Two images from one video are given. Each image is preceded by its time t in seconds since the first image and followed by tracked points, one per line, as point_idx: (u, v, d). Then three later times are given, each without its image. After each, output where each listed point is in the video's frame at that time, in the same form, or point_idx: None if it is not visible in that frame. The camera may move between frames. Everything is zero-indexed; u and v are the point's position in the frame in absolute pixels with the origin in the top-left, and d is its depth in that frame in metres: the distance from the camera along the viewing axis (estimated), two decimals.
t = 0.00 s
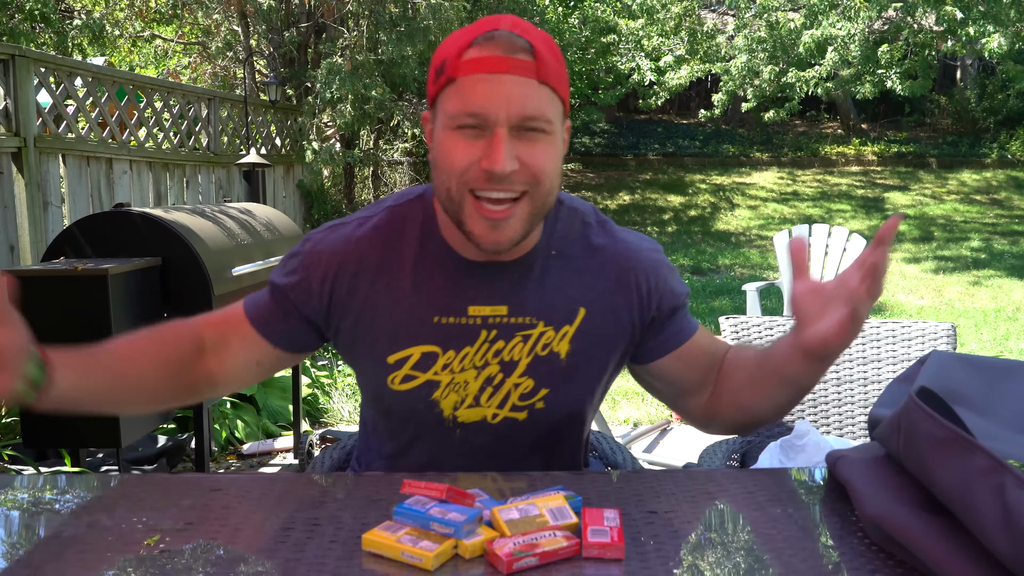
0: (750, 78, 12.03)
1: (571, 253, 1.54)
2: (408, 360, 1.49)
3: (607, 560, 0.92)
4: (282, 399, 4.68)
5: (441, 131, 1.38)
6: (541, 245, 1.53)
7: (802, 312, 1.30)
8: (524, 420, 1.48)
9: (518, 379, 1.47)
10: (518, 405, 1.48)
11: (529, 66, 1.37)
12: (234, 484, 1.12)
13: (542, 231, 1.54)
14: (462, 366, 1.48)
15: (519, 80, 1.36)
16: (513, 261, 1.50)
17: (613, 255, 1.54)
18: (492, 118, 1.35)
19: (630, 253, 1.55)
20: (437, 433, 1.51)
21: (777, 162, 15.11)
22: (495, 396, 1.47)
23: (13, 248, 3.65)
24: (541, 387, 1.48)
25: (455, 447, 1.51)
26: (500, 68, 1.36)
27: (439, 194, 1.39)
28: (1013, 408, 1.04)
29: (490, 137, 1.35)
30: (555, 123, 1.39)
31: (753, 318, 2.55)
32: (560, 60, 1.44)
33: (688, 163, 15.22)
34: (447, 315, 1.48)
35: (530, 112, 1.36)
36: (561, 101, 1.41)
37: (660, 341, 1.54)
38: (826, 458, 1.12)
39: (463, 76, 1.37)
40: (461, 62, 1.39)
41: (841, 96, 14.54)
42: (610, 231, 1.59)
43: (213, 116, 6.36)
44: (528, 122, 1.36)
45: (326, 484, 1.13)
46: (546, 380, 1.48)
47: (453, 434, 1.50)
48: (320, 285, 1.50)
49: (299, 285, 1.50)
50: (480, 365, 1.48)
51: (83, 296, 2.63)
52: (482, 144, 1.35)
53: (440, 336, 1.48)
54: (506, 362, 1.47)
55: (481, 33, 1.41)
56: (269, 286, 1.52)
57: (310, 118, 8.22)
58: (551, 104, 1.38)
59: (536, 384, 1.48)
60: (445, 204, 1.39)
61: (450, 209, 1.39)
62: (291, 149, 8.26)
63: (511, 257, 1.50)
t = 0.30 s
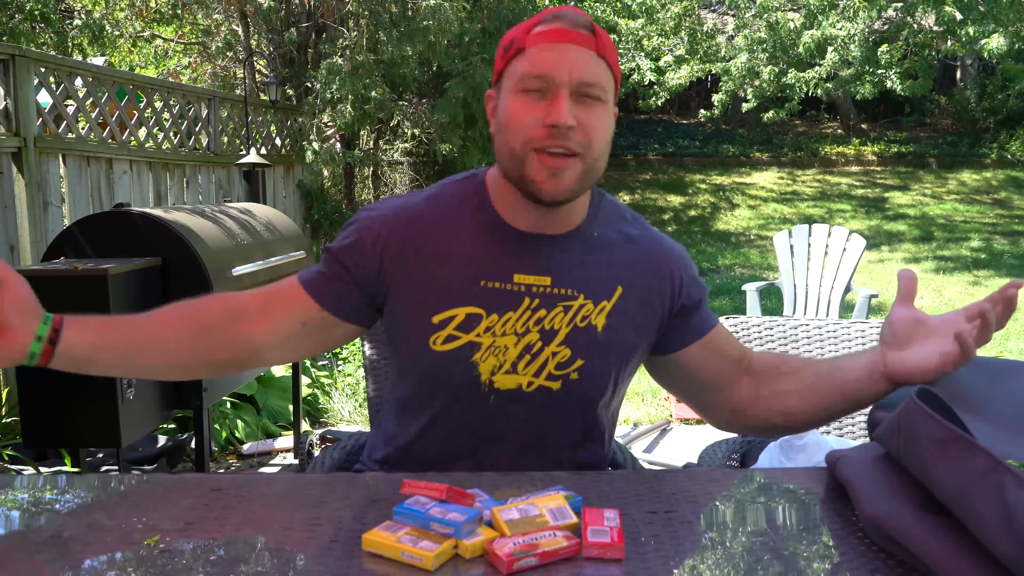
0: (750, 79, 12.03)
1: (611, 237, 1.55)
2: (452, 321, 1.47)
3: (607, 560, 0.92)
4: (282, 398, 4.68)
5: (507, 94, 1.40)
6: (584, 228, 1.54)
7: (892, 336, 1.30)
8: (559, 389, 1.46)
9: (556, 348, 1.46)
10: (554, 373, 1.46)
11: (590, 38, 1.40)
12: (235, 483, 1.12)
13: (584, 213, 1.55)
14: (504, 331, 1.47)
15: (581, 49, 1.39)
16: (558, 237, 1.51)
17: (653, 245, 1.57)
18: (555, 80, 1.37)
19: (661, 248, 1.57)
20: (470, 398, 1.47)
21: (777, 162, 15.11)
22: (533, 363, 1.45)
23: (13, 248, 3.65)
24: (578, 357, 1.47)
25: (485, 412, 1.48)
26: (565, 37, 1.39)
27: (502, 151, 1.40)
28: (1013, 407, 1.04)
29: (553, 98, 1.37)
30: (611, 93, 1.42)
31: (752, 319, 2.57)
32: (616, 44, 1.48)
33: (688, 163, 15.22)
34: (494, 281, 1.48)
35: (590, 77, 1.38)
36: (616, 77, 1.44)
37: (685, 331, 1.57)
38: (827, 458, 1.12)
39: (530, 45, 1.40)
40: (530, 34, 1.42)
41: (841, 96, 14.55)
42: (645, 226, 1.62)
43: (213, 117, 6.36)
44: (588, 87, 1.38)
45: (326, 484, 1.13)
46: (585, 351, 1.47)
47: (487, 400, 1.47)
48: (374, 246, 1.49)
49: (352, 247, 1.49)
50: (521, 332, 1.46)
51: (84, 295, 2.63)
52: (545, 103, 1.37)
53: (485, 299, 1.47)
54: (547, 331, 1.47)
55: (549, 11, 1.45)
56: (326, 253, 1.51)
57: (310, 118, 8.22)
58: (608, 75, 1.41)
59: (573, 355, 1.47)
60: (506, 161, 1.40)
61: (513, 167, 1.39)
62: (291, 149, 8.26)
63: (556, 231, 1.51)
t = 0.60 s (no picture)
0: (750, 78, 12.03)
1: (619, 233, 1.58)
2: (464, 309, 1.49)
3: (606, 561, 0.92)
4: (282, 399, 4.68)
5: (519, 93, 1.46)
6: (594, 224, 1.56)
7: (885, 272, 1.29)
8: (567, 378, 1.48)
9: (565, 338, 1.48)
10: (563, 362, 1.48)
11: (598, 41, 1.46)
12: (233, 485, 1.12)
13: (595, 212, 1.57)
14: (514, 320, 1.49)
15: (590, 50, 1.45)
16: (572, 232, 1.54)
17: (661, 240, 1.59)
18: (567, 80, 1.43)
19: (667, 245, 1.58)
20: (479, 386, 1.49)
21: (777, 162, 15.11)
22: (543, 352, 1.47)
23: (13, 248, 3.65)
24: (586, 347, 1.48)
25: (493, 401, 1.49)
26: (575, 39, 1.45)
27: (514, 146, 1.45)
28: (1014, 407, 1.04)
29: (563, 94, 1.42)
30: (618, 93, 1.47)
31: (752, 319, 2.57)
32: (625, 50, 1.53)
33: (688, 163, 15.21)
34: (505, 271, 1.51)
35: (598, 76, 1.44)
36: (623, 77, 1.49)
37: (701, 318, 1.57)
38: (827, 458, 1.12)
39: (543, 47, 1.46)
40: (543, 38, 1.48)
41: (841, 96, 14.55)
42: (654, 225, 1.64)
43: (213, 116, 6.36)
44: (596, 85, 1.44)
45: (326, 485, 1.12)
46: (594, 342, 1.48)
47: (496, 388, 1.48)
48: (391, 233, 1.53)
49: (369, 231, 1.53)
50: (530, 322, 1.49)
51: (84, 296, 2.63)
52: (555, 99, 1.42)
53: (497, 289, 1.50)
54: (556, 320, 1.48)
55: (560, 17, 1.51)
56: (339, 232, 1.55)
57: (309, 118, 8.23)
58: (615, 75, 1.46)
59: (583, 345, 1.48)
60: (519, 155, 1.45)
61: (525, 159, 1.44)
62: (291, 149, 8.26)
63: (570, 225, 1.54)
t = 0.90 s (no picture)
0: (750, 79, 12.03)
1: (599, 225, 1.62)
2: (457, 311, 1.53)
3: (606, 561, 0.92)
4: (281, 398, 4.69)
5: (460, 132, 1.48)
6: (573, 221, 1.60)
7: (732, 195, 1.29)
8: (559, 375, 1.51)
9: (554, 336, 1.51)
10: (554, 361, 1.51)
11: (521, 59, 1.44)
12: (234, 484, 1.12)
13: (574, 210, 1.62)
14: (506, 321, 1.53)
15: (514, 75, 1.43)
16: (553, 233, 1.57)
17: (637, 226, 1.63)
18: (497, 114, 1.44)
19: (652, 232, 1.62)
20: (473, 386, 1.52)
21: (777, 162, 15.11)
22: (534, 351, 1.51)
23: (13, 248, 3.66)
24: (576, 343, 1.51)
25: (489, 403, 1.52)
26: (495, 66, 1.43)
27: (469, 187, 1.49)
28: (1012, 406, 1.04)
29: (499, 131, 1.44)
30: (556, 104, 1.47)
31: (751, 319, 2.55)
32: (556, 45, 1.51)
33: (688, 163, 15.22)
34: (494, 273, 1.54)
35: (529, 101, 1.44)
36: (558, 81, 1.48)
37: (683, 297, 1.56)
38: (826, 457, 1.12)
39: (468, 81, 1.45)
40: (465, 68, 1.47)
41: (840, 96, 14.55)
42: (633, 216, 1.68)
43: (213, 117, 6.35)
44: (530, 109, 1.44)
45: (326, 485, 1.12)
46: (583, 337, 1.52)
47: (490, 390, 1.51)
48: (380, 230, 1.57)
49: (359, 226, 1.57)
50: (521, 322, 1.53)
51: (84, 295, 2.64)
52: (494, 137, 1.44)
53: (488, 290, 1.54)
54: (545, 319, 1.53)
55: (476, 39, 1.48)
56: (326, 220, 1.57)
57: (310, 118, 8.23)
58: (547, 89, 1.46)
59: (572, 340, 1.52)
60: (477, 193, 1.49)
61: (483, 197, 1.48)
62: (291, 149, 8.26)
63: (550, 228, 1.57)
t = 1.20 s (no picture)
0: (750, 79, 12.03)
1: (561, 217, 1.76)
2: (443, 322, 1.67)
3: (607, 560, 0.92)
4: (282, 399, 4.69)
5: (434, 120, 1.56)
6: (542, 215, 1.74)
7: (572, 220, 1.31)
8: (537, 375, 1.65)
9: (526, 336, 1.65)
10: (529, 361, 1.65)
11: (494, 46, 1.52)
12: (234, 484, 1.12)
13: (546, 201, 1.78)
14: (488, 326, 1.68)
15: (486, 61, 1.51)
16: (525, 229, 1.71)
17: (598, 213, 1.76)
18: (470, 100, 1.52)
19: (616, 213, 1.78)
20: (463, 395, 1.65)
21: (777, 162, 15.11)
22: (515, 352, 1.65)
23: (13, 248, 3.66)
24: (547, 341, 1.65)
25: (480, 409, 1.65)
26: (468, 53, 1.52)
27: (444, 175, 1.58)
28: (1014, 407, 1.04)
29: (472, 117, 1.52)
30: (529, 92, 1.55)
31: (752, 319, 2.54)
32: (527, 36, 1.59)
33: (688, 163, 15.20)
34: (472, 278, 1.69)
35: (501, 86, 1.51)
36: (531, 70, 1.56)
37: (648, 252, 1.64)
38: (827, 458, 1.12)
39: (441, 68, 1.53)
40: (438, 56, 1.55)
41: (840, 96, 14.55)
42: (597, 200, 1.81)
43: (213, 117, 6.35)
44: (503, 96, 1.52)
45: (324, 485, 1.12)
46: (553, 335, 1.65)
47: (479, 395, 1.65)
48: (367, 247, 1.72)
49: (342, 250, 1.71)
50: (501, 325, 1.68)
51: (84, 295, 2.64)
52: (467, 123, 1.52)
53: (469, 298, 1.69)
54: (520, 321, 1.67)
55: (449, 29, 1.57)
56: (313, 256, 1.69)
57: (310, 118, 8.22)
58: (520, 76, 1.53)
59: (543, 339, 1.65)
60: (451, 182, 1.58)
61: (458, 185, 1.59)
62: (290, 149, 8.24)
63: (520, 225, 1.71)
